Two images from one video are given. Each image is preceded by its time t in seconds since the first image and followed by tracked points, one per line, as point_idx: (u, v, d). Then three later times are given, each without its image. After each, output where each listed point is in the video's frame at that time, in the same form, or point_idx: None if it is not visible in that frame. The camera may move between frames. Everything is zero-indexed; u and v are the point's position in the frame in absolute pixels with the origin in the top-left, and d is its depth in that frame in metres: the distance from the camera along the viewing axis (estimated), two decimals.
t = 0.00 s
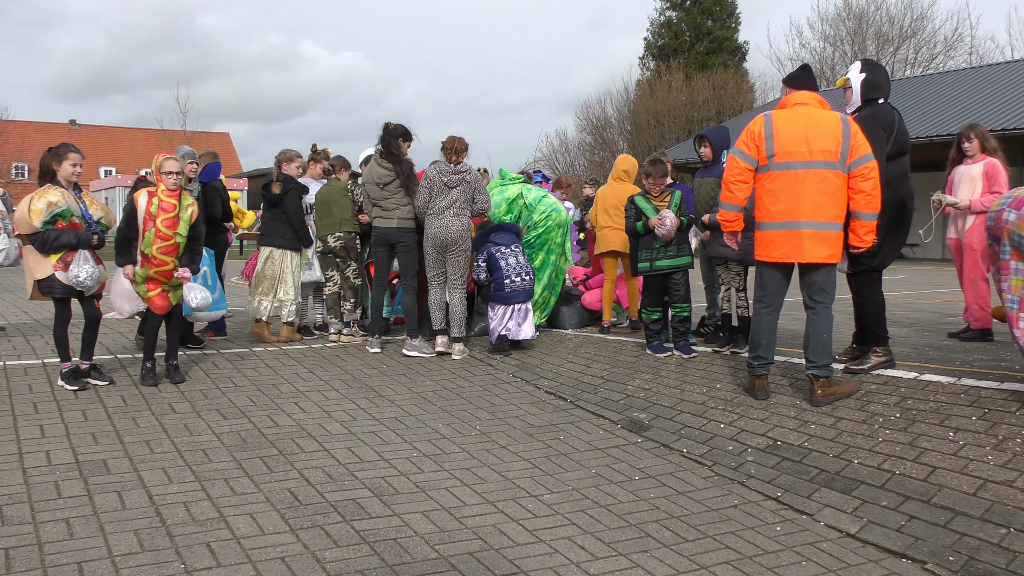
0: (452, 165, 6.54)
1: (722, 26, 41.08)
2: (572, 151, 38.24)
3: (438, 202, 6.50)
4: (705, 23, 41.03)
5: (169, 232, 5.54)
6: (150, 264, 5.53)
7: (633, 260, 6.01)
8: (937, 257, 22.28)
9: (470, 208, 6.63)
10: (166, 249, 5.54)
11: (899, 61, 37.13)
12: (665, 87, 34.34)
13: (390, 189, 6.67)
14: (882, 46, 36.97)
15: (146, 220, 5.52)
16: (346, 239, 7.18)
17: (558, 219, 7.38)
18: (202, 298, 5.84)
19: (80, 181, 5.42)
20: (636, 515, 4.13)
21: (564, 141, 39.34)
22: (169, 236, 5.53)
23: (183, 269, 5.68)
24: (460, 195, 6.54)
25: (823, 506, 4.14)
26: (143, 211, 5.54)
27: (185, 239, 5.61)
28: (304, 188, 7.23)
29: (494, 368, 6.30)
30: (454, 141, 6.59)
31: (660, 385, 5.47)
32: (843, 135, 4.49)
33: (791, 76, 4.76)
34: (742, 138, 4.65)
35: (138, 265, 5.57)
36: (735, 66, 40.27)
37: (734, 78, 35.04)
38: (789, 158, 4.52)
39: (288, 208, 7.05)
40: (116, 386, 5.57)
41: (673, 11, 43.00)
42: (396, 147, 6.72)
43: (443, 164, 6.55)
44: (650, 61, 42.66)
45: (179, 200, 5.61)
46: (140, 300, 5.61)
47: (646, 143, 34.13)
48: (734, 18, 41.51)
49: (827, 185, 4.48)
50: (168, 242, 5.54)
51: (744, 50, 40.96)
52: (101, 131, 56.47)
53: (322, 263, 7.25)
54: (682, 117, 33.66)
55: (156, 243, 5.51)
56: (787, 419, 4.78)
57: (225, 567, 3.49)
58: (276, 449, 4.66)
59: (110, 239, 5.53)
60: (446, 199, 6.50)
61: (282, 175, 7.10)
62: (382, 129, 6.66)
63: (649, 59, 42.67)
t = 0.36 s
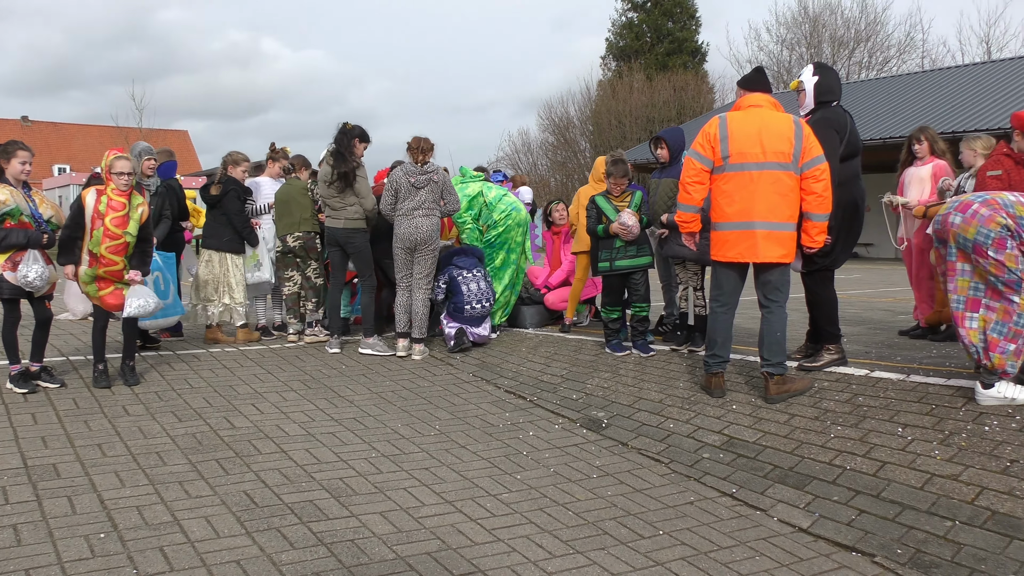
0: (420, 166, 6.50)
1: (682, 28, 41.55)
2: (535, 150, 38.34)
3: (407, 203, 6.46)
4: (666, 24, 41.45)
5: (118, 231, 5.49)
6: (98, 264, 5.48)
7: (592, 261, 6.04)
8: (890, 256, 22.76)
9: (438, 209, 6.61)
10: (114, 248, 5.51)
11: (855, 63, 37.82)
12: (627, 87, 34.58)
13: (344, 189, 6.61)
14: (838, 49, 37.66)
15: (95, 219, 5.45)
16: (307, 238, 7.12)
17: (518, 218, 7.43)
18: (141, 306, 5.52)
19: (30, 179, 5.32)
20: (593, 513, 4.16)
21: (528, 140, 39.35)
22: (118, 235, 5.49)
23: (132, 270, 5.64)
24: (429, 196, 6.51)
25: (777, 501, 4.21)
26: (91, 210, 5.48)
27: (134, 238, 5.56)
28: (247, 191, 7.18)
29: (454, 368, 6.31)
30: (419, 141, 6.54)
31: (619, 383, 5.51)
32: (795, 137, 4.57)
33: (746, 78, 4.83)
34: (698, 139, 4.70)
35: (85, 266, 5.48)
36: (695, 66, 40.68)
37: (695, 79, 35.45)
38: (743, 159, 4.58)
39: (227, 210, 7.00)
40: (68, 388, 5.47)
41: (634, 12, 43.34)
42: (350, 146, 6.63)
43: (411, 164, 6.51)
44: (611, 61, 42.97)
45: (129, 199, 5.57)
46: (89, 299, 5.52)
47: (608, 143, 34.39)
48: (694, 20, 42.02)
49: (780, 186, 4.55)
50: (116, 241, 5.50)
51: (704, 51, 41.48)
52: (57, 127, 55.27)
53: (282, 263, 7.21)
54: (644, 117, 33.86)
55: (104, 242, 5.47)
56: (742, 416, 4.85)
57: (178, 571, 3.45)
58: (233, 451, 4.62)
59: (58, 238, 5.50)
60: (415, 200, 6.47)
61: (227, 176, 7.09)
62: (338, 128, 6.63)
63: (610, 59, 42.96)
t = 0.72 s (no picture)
0: (380, 165, 6.47)
1: (642, 28, 42.04)
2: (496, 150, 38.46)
3: (365, 202, 6.45)
4: (625, 25, 41.92)
5: (66, 231, 5.44)
6: (45, 264, 5.41)
7: (552, 261, 6.06)
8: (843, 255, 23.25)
9: (399, 209, 6.58)
10: (62, 247, 5.45)
11: (810, 65, 38.60)
12: (586, 87, 34.90)
13: (305, 188, 6.55)
14: (794, 51, 38.33)
15: (42, 218, 5.40)
16: (270, 238, 7.07)
17: (476, 217, 7.46)
18: (66, 305, 5.34)
19: None
20: (549, 512, 4.18)
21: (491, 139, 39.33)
22: (65, 234, 5.44)
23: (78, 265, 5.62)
24: (388, 196, 6.48)
25: (730, 498, 4.27)
26: (38, 209, 5.41)
27: (83, 237, 5.52)
28: (192, 192, 7.06)
29: (412, 368, 6.30)
30: (381, 140, 6.49)
31: (576, 382, 5.55)
32: (747, 137, 4.63)
33: (700, 79, 4.88)
34: (652, 139, 4.76)
35: (33, 265, 5.43)
36: (655, 67, 41.06)
37: (654, 79, 35.87)
38: (696, 159, 4.64)
39: (171, 211, 6.84)
40: (14, 391, 5.36)
41: (593, 12, 43.72)
42: (313, 145, 6.56)
43: (372, 163, 6.48)
44: (571, 62, 43.30)
45: (78, 198, 5.51)
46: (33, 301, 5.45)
47: (568, 142, 34.70)
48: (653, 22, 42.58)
49: (732, 186, 4.60)
50: (64, 241, 5.45)
51: (662, 53, 42.08)
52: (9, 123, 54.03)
53: (241, 263, 7.10)
54: (603, 117, 34.19)
55: (51, 241, 5.40)
56: (697, 414, 4.91)
57: None
58: (186, 453, 4.56)
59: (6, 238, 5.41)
60: (374, 199, 6.45)
61: (173, 175, 6.95)
62: (300, 126, 6.54)
63: (570, 60, 43.29)
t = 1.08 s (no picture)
0: (336, 165, 6.49)
1: (600, 29, 42.38)
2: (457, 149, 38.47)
3: (319, 202, 6.47)
4: (584, 26, 42.26)
5: (23, 230, 5.34)
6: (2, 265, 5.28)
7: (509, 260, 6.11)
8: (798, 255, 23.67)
9: (354, 209, 6.61)
10: (19, 247, 5.34)
11: (766, 67, 39.24)
12: (545, 87, 35.09)
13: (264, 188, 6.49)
14: (752, 52, 38.90)
15: None
16: (228, 238, 7.02)
17: (433, 216, 7.47)
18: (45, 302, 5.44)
19: None
20: (506, 511, 4.19)
21: (456, 139, 39.24)
22: (23, 233, 5.33)
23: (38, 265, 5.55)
24: (343, 196, 6.50)
25: (685, 495, 4.32)
26: None
27: (39, 236, 5.44)
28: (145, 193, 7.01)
29: (368, 368, 6.29)
30: (337, 141, 6.51)
31: (533, 381, 5.57)
32: (700, 137, 4.68)
33: (653, 81, 4.93)
34: (607, 141, 4.82)
35: None
36: (613, 67, 41.42)
37: (613, 79, 36.19)
38: (649, 160, 4.70)
39: (121, 212, 6.82)
40: None
41: (552, 13, 43.91)
42: (273, 145, 6.49)
43: (327, 163, 6.50)
44: (530, 61, 43.47)
45: (31, 196, 5.43)
46: None
47: (528, 142, 34.86)
48: (612, 23, 42.97)
49: (685, 185, 4.66)
50: (22, 240, 5.34)
51: (621, 53, 42.49)
52: None
53: (197, 263, 7.07)
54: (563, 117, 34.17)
55: (9, 241, 5.29)
56: (653, 412, 4.96)
57: None
58: (137, 456, 4.50)
59: None
60: (329, 199, 6.47)
61: (125, 175, 6.88)
62: (261, 125, 6.47)
63: (530, 60, 43.46)
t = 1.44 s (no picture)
0: (287, 162, 6.51)
1: (559, 29, 42.59)
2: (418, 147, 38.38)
3: (271, 199, 6.46)
4: (544, 26, 42.46)
5: None
6: None
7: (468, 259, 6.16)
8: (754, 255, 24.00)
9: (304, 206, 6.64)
10: None
11: (723, 69, 39.71)
12: (505, 87, 35.17)
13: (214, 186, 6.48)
14: (711, 52, 39.31)
15: None
16: (178, 238, 6.99)
17: (387, 215, 7.61)
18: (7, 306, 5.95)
19: None
20: (462, 511, 4.21)
21: (418, 137, 39.10)
22: None
23: None
24: (295, 193, 6.52)
25: (639, 493, 4.37)
26: None
27: None
28: (94, 192, 6.97)
29: (324, 369, 6.29)
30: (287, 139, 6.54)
31: (490, 381, 5.60)
32: (652, 138, 4.73)
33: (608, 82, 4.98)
34: (561, 143, 4.91)
35: None
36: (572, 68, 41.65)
37: (571, 79, 36.41)
38: (601, 161, 4.77)
39: (68, 212, 6.81)
40: None
41: (512, 13, 43.96)
42: (228, 143, 6.53)
43: (278, 161, 6.51)
44: (489, 60, 43.48)
45: None
46: None
47: (487, 142, 34.85)
48: (571, 23, 43.21)
49: (638, 185, 4.72)
50: None
51: (580, 54, 42.72)
52: None
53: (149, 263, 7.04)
54: (521, 116, 34.39)
55: None
56: (608, 411, 5.02)
57: None
58: (88, 459, 4.44)
59: None
60: (281, 196, 6.47)
61: (73, 173, 6.85)
62: (211, 125, 6.48)
63: (489, 59, 43.48)
